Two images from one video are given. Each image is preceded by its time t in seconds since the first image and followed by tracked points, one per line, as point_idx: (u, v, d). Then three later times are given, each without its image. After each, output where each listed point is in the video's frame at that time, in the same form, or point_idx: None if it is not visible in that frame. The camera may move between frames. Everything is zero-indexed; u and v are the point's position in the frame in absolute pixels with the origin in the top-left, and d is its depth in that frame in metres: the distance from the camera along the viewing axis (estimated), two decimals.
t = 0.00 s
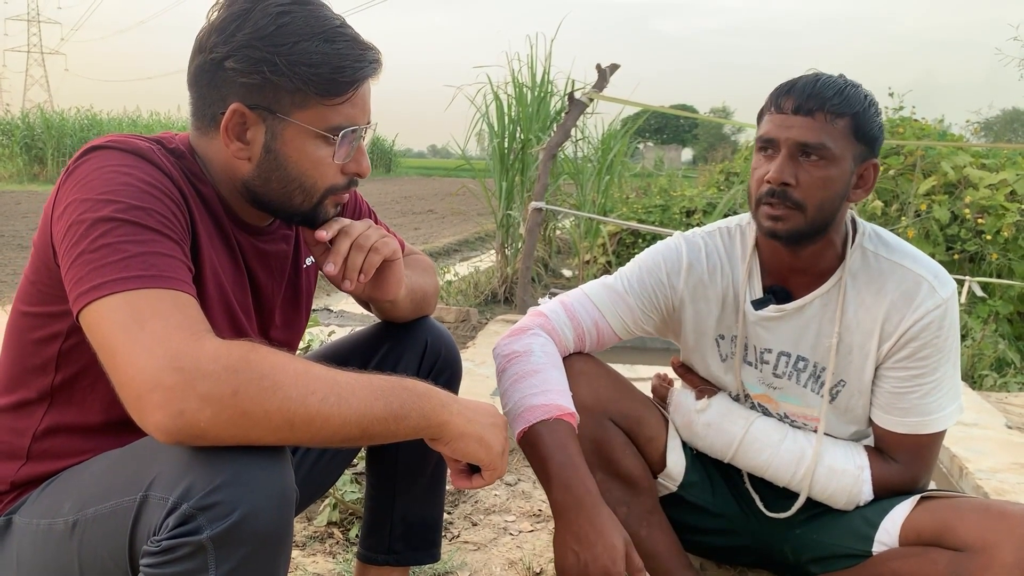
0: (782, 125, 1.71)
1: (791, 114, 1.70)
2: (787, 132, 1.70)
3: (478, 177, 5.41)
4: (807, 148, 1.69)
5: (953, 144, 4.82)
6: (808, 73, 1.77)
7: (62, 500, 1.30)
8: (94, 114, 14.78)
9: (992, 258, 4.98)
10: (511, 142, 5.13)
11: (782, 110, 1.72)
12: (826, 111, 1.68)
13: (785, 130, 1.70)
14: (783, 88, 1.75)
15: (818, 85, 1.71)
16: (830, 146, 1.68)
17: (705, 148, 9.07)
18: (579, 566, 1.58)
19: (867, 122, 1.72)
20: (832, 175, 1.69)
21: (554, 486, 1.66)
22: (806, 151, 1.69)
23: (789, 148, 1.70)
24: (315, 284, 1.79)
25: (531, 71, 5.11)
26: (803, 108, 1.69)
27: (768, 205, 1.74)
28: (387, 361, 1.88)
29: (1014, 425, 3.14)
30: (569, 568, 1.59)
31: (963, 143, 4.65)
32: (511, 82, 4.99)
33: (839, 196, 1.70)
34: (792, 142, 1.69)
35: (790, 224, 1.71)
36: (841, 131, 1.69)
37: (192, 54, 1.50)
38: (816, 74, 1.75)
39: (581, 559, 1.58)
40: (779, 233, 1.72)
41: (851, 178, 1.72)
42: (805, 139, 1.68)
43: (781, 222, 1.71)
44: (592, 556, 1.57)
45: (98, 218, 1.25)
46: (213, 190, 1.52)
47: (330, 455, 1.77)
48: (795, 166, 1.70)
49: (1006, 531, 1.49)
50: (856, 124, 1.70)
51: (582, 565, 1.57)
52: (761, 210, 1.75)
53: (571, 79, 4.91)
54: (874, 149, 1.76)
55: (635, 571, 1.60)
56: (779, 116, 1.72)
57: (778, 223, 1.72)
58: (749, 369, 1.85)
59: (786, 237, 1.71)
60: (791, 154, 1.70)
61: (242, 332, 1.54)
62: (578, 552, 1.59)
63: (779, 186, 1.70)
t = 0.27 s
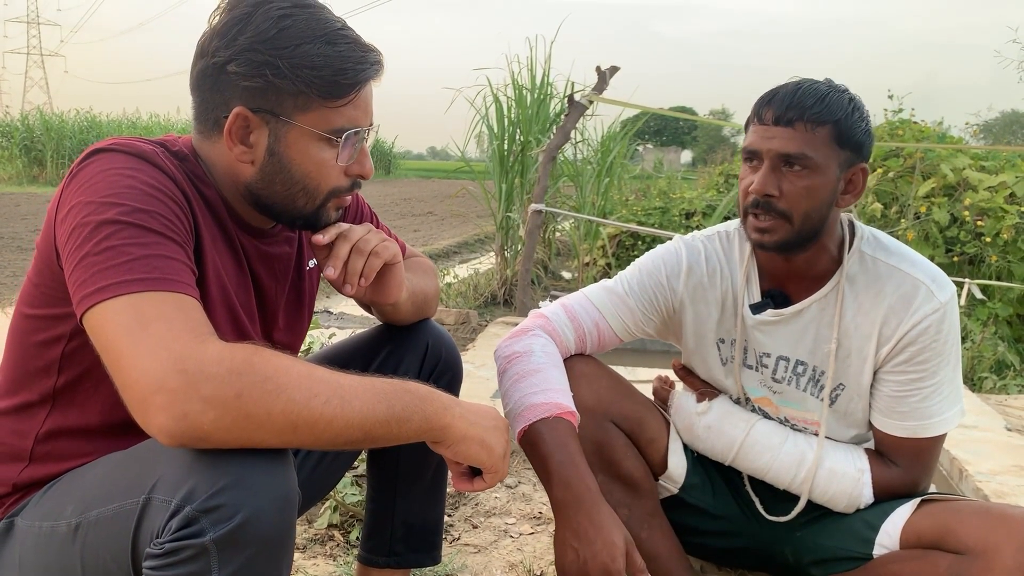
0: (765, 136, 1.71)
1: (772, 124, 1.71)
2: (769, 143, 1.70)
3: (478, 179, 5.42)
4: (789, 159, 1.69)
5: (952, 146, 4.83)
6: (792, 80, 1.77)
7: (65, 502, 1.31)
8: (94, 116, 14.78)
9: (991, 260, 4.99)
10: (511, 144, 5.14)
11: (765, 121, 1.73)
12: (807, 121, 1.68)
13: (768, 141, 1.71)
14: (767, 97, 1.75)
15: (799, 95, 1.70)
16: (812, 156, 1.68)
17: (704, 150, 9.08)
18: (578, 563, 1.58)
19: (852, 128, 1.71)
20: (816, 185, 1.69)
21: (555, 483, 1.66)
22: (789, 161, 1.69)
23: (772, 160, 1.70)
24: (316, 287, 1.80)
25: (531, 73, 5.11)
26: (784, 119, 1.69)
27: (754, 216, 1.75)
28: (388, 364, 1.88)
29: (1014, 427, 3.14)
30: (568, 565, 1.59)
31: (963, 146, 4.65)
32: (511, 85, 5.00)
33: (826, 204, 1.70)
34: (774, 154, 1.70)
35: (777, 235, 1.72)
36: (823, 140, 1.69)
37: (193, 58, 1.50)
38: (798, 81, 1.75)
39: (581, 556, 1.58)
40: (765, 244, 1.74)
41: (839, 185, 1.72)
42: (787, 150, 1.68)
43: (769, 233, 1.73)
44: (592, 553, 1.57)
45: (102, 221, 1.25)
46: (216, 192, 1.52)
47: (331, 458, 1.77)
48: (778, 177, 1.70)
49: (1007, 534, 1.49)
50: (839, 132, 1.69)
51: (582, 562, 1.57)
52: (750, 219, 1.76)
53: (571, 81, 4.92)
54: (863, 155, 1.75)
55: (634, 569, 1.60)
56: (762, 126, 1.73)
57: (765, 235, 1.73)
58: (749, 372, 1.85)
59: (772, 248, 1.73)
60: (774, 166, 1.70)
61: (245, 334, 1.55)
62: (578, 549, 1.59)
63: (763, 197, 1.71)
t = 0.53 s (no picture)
0: (758, 143, 1.72)
1: (764, 132, 1.71)
2: (761, 151, 1.71)
3: (478, 181, 5.42)
4: (778, 167, 1.70)
5: (952, 148, 4.83)
6: (791, 86, 1.76)
7: (66, 504, 1.31)
8: (94, 118, 14.80)
9: (991, 263, 4.99)
10: (510, 147, 5.14)
11: (757, 128, 1.73)
12: (799, 130, 1.68)
13: (759, 148, 1.71)
14: (764, 103, 1.75)
15: (793, 103, 1.70)
16: (802, 166, 1.68)
17: (704, 153, 9.08)
18: (581, 566, 1.58)
19: (847, 137, 1.70)
20: (805, 195, 1.69)
21: (556, 484, 1.66)
22: (778, 170, 1.70)
23: (762, 168, 1.71)
24: (315, 288, 1.81)
25: (531, 75, 5.12)
26: (775, 127, 1.70)
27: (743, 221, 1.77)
28: (389, 366, 1.88)
29: (1014, 429, 3.14)
30: (570, 567, 1.59)
31: (963, 148, 4.66)
32: (511, 87, 5.00)
33: (816, 214, 1.71)
34: (764, 162, 1.70)
35: (763, 241, 1.74)
36: (814, 150, 1.69)
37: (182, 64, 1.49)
38: (796, 89, 1.74)
39: (583, 558, 1.58)
40: (753, 247, 1.76)
41: (831, 195, 1.72)
42: (777, 159, 1.69)
43: (756, 238, 1.75)
44: (595, 555, 1.57)
45: (101, 224, 1.26)
46: (215, 194, 1.52)
47: (332, 460, 1.78)
48: (767, 185, 1.72)
49: (1007, 535, 1.49)
50: (833, 142, 1.69)
51: (585, 564, 1.57)
52: (740, 223, 1.78)
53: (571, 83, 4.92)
54: (859, 165, 1.74)
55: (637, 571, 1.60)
56: (755, 133, 1.73)
57: (753, 238, 1.75)
58: (749, 374, 1.86)
59: (759, 251, 1.75)
60: (763, 174, 1.71)
61: (244, 336, 1.55)
62: (580, 551, 1.59)
63: (751, 205, 1.73)
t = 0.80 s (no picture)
0: (761, 145, 1.72)
1: (768, 135, 1.71)
2: (763, 153, 1.71)
3: (478, 183, 5.42)
4: (781, 171, 1.70)
5: (952, 151, 4.84)
6: (794, 90, 1.76)
7: (66, 506, 1.31)
8: (95, 121, 14.81)
9: (991, 265, 4.99)
10: (511, 149, 5.15)
11: (760, 130, 1.73)
12: (801, 134, 1.68)
13: (762, 150, 1.71)
14: (767, 106, 1.75)
15: (796, 107, 1.70)
16: (804, 169, 1.68)
17: (704, 155, 9.09)
18: (583, 567, 1.58)
19: (850, 143, 1.70)
20: (806, 199, 1.70)
21: (558, 486, 1.66)
22: (780, 173, 1.70)
23: (764, 170, 1.71)
24: (316, 290, 1.81)
25: (531, 78, 5.12)
26: (778, 130, 1.70)
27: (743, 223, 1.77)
28: (390, 368, 1.89)
29: (1014, 431, 3.14)
30: (572, 569, 1.59)
31: (963, 151, 4.66)
32: (511, 90, 5.01)
33: (816, 217, 1.70)
34: (766, 165, 1.70)
35: (763, 243, 1.73)
36: (816, 155, 1.69)
37: (174, 76, 1.46)
38: (799, 92, 1.74)
39: (585, 559, 1.58)
40: (753, 249, 1.76)
41: (832, 200, 1.72)
42: (779, 162, 1.69)
43: (756, 240, 1.74)
44: (596, 556, 1.57)
45: (100, 227, 1.26)
46: (215, 197, 1.52)
47: (332, 462, 1.78)
48: (768, 188, 1.72)
49: (1008, 538, 1.49)
50: (835, 146, 1.69)
51: (586, 565, 1.57)
52: (740, 226, 1.78)
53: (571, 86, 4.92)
54: (861, 169, 1.74)
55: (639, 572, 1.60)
56: (758, 135, 1.73)
57: (753, 240, 1.75)
58: (750, 376, 1.86)
59: (759, 253, 1.75)
60: (765, 177, 1.71)
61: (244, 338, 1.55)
62: (582, 553, 1.58)
63: (752, 208, 1.73)
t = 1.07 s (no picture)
0: (764, 150, 1.71)
1: (771, 139, 1.71)
2: (766, 157, 1.70)
3: (479, 185, 5.43)
4: (783, 175, 1.69)
5: (953, 153, 4.84)
6: (797, 94, 1.76)
7: (66, 508, 1.31)
8: (96, 122, 14.83)
9: (992, 267, 4.99)
10: (512, 151, 5.15)
11: (763, 134, 1.73)
12: (805, 139, 1.68)
13: (765, 155, 1.71)
14: (770, 109, 1.74)
15: (799, 111, 1.69)
16: (806, 174, 1.68)
17: (706, 157, 9.09)
18: (584, 568, 1.58)
19: (853, 147, 1.70)
20: (809, 203, 1.69)
21: (559, 489, 1.66)
22: (783, 177, 1.70)
23: (767, 174, 1.71)
24: (316, 292, 1.81)
25: (532, 79, 5.12)
26: (781, 134, 1.69)
27: (746, 227, 1.77)
28: (392, 369, 1.89)
29: (1016, 433, 3.14)
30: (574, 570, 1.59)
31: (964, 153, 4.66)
32: (511, 91, 5.01)
33: (819, 222, 1.70)
34: (769, 169, 1.70)
35: (766, 248, 1.73)
36: (819, 159, 1.69)
37: (176, 77, 1.46)
38: (802, 96, 1.74)
39: (586, 560, 1.58)
40: (755, 254, 1.76)
41: (835, 204, 1.72)
42: (782, 166, 1.69)
43: (758, 245, 1.74)
44: (597, 557, 1.56)
45: (99, 230, 1.25)
46: (215, 199, 1.52)
47: (333, 464, 1.77)
48: (771, 192, 1.71)
49: (1009, 541, 1.49)
50: (837, 151, 1.69)
51: (588, 567, 1.57)
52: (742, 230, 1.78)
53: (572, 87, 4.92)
54: (863, 174, 1.74)
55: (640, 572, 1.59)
56: (761, 139, 1.73)
57: (756, 245, 1.75)
58: (751, 378, 1.85)
59: (762, 258, 1.75)
60: (768, 181, 1.71)
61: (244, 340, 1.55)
62: (584, 554, 1.58)
63: (754, 212, 1.73)
